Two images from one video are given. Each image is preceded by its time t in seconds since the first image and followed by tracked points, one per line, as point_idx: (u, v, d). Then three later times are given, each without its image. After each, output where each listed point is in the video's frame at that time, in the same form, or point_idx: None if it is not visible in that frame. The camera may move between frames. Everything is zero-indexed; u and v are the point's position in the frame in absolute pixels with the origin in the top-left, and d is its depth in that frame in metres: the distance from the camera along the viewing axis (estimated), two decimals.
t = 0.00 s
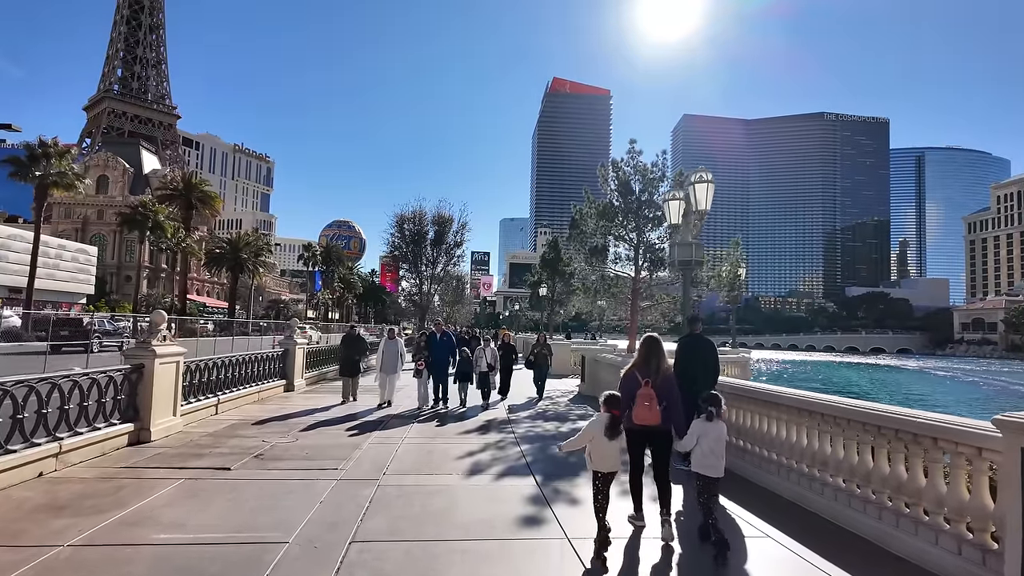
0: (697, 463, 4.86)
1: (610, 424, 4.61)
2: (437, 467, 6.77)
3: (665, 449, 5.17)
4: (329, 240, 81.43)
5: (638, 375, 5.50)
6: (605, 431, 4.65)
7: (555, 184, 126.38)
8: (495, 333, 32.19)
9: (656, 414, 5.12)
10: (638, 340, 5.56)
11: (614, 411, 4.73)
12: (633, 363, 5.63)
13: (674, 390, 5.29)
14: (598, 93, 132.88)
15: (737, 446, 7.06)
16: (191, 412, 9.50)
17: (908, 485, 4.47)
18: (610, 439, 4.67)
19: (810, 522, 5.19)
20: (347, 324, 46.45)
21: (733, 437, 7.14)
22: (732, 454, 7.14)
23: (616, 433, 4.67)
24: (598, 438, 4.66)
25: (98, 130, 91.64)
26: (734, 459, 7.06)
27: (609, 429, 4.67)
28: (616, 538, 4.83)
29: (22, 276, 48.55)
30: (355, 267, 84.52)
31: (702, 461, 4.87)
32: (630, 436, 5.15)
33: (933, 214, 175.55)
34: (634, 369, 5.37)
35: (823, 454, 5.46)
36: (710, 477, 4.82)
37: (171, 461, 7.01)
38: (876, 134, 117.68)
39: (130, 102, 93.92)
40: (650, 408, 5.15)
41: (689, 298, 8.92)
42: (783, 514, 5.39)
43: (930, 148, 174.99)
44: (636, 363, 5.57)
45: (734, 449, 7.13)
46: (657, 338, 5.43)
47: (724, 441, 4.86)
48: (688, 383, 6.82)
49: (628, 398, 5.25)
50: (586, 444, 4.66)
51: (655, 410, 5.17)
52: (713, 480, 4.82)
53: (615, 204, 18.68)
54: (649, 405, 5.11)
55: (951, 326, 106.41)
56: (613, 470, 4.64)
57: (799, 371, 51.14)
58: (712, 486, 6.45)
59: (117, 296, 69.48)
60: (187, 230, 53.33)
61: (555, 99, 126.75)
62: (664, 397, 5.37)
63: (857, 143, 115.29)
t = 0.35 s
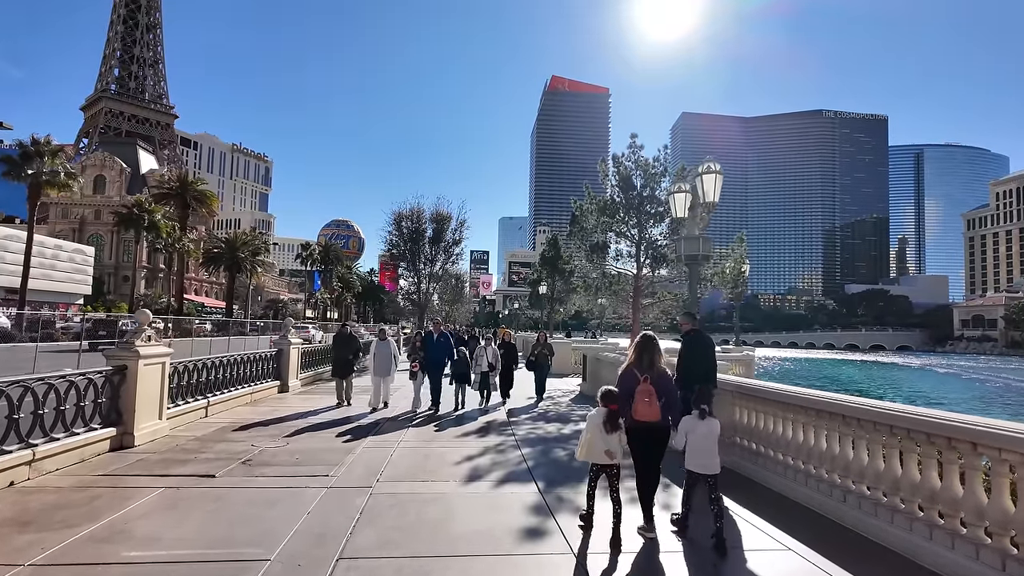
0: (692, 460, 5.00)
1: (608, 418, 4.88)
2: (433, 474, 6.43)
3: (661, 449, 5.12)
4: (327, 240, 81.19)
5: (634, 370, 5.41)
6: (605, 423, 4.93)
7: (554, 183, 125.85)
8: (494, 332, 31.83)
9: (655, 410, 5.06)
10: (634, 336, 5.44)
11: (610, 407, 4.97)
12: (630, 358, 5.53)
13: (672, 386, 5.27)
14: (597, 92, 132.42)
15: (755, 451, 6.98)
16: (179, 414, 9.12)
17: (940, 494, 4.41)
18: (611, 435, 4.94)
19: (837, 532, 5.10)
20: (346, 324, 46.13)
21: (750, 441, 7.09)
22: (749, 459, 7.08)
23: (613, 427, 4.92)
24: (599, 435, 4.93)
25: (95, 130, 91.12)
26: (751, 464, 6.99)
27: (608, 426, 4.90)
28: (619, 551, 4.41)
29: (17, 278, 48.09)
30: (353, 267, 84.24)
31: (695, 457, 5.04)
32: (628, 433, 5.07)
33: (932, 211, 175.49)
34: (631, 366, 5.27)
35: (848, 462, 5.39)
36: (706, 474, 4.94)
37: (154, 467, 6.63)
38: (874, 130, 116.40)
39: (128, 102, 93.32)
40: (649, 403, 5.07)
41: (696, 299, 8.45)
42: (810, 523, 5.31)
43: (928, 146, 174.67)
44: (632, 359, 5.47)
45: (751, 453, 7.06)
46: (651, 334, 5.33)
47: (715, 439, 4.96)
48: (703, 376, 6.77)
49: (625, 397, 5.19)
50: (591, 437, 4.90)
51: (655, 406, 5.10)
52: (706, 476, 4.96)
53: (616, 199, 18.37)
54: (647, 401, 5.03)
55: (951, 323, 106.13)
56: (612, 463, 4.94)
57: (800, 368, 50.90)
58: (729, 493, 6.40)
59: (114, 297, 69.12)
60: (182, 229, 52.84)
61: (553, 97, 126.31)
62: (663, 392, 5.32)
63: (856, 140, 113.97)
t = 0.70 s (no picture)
0: (684, 449, 5.19)
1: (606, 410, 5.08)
2: (430, 481, 6.09)
3: (664, 445, 5.43)
4: (327, 239, 80.93)
5: (638, 367, 5.72)
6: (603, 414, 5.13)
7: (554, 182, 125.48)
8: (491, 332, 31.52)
9: (656, 406, 5.41)
10: (635, 334, 5.71)
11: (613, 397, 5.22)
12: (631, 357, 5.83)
13: (673, 380, 5.52)
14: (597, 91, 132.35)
15: (761, 454, 6.63)
16: (167, 417, 8.80)
17: (977, 507, 4.08)
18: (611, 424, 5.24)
19: (857, 544, 4.77)
20: (344, 324, 45.84)
21: (756, 444, 6.73)
22: (754, 463, 6.72)
23: (613, 417, 5.11)
24: (597, 422, 5.14)
25: (93, 130, 90.78)
26: (757, 469, 6.62)
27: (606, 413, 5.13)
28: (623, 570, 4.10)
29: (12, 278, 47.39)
30: (353, 266, 83.95)
31: (687, 446, 5.22)
32: (630, 428, 5.43)
33: (932, 211, 175.41)
34: (634, 364, 5.53)
35: (872, 470, 5.06)
36: (693, 461, 5.17)
37: (138, 474, 6.30)
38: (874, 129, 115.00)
39: (126, 101, 92.93)
40: (650, 399, 5.43)
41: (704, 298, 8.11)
42: (829, 535, 4.98)
43: (928, 144, 174.47)
44: (634, 357, 5.76)
45: (756, 456, 6.70)
46: (652, 333, 5.60)
47: (711, 428, 5.19)
48: (710, 375, 6.65)
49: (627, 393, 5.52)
50: (591, 426, 5.14)
51: (657, 402, 5.46)
52: (697, 465, 5.17)
53: (619, 196, 18.05)
54: (651, 398, 5.39)
55: (951, 322, 105.86)
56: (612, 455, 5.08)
57: (801, 368, 50.64)
58: (736, 498, 6.04)
59: (113, 296, 68.72)
60: (180, 228, 52.48)
61: (552, 96, 126.29)
62: (664, 388, 5.60)
63: (857, 137, 112.75)
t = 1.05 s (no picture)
0: (688, 453, 5.01)
1: (610, 408, 5.06)
2: (426, 490, 5.71)
3: (663, 444, 5.34)
4: (325, 237, 80.63)
5: (633, 371, 5.54)
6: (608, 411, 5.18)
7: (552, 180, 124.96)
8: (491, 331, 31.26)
9: (652, 409, 5.25)
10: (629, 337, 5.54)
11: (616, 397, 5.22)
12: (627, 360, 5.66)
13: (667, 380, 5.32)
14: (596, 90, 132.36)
15: (780, 463, 6.12)
16: (151, 420, 8.40)
17: (1020, 524, 3.54)
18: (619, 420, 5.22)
19: (872, 555, 4.43)
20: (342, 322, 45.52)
21: (775, 452, 6.22)
22: (773, 472, 6.21)
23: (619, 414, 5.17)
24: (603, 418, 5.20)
25: (90, 127, 90.22)
26: (776, 477, 6.11)
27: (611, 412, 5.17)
28: None
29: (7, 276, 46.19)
30: (351, 264, 83.60)
31: (692, 449, 5.05)
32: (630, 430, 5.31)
33: (930, 210, 175.49)
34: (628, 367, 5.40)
35: (904, 482, 4.54)
36: (698, 465, 4.96)
37: (116, 481, 5.93)
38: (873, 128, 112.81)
39: (124, 98, 92.33)
40: (646, 403, 5.27)
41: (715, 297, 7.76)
42: (843, 545, 4.60)
43: (927, 144, 174.38)
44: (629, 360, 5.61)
45: (774, 466, 6.20)
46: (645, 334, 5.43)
47: (712, 432, 4.99)
48: (728, 378, 6.37)
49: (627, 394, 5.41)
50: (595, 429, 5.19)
51: (653, 405, 5.30)
52: (705, 466, 4.95)
53: (620, 193, 17.77)
54: (643, 401, 5.23)
55: (950, 320, 105.80)
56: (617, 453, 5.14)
57: (800, 367, 50.48)
58: (755, 510, 5.54)
59: (110, 294, 68.29)
60: (175, 225, 52.02)
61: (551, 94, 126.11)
62: (656, 388, 5.43)
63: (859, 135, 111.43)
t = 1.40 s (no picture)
0: (684, 450, 5.08)
1: (606, 405, 5.14)
2: (413, 498, 5.36)
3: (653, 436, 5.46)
4: (317, 235, 80.15)
5: (626, 365, 5.79)
6: (607, 408, 5.24)
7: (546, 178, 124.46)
8: (484, 330, 30.92)
9: (644, 400, 5.27)
10: (621, 333, 5.87)
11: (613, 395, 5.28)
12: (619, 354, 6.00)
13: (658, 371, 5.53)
14: (589, 89, 132.57)
15: (789, 467, 5.79)
16: (127, 421, 8.00)
17: None
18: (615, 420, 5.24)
19: (891, 567, 4.12)
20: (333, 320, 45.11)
21: (784, 455, 5.89)
22: (782, 476, 5.86)
23: (615, 412, 5.22)
24: (603, 417, 5.23)
25: (79, 123, 89.06)
26: (785, 482, 5.76)
27: (611, 410, 5.24)
28: None
29: None
30: (344, 262, 83.13)
31: (690, 447, 5.10)
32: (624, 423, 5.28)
33: (921, 210, 176.80)
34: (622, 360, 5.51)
35: (927, 489, 4.22)
36: (697, 462, 5.03)
37: (82, 488, 5.53)
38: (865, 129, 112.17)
39: (113, 93, 91.19)
40: (639, 394, 5.30)
41: (719, 292, 7.46)
42: (862, 557, 4.28)
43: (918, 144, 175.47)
44: (621, 354, 5.91)
45: (784, 470, 5.85)
46: (637, 330, 5.71)
47: (708, 432, 5.03)
48: (736, 377, 6.05)
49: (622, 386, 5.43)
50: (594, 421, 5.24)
51: (645, 396, 5.34)
52: (697, 464, 5.03)
53: (617, 187, 17.44)
54: (637, 391, 5.27)
55: (941, 319, 106.56)
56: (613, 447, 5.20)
57: (794, 365, 50.44)
58: (764, 517, 5.20)
59: (98, 291, 67.43)
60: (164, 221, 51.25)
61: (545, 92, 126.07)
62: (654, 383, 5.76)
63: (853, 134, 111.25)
